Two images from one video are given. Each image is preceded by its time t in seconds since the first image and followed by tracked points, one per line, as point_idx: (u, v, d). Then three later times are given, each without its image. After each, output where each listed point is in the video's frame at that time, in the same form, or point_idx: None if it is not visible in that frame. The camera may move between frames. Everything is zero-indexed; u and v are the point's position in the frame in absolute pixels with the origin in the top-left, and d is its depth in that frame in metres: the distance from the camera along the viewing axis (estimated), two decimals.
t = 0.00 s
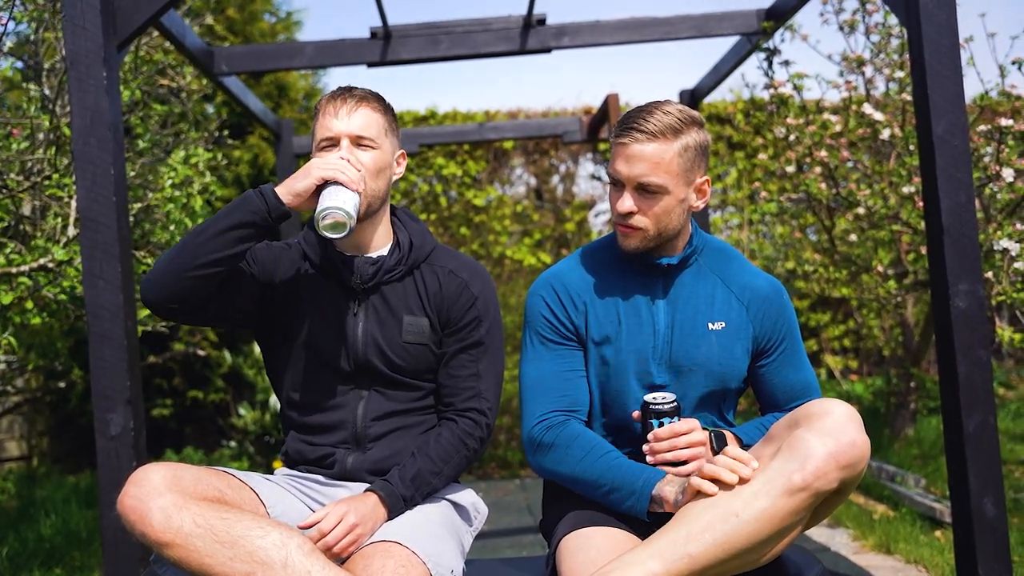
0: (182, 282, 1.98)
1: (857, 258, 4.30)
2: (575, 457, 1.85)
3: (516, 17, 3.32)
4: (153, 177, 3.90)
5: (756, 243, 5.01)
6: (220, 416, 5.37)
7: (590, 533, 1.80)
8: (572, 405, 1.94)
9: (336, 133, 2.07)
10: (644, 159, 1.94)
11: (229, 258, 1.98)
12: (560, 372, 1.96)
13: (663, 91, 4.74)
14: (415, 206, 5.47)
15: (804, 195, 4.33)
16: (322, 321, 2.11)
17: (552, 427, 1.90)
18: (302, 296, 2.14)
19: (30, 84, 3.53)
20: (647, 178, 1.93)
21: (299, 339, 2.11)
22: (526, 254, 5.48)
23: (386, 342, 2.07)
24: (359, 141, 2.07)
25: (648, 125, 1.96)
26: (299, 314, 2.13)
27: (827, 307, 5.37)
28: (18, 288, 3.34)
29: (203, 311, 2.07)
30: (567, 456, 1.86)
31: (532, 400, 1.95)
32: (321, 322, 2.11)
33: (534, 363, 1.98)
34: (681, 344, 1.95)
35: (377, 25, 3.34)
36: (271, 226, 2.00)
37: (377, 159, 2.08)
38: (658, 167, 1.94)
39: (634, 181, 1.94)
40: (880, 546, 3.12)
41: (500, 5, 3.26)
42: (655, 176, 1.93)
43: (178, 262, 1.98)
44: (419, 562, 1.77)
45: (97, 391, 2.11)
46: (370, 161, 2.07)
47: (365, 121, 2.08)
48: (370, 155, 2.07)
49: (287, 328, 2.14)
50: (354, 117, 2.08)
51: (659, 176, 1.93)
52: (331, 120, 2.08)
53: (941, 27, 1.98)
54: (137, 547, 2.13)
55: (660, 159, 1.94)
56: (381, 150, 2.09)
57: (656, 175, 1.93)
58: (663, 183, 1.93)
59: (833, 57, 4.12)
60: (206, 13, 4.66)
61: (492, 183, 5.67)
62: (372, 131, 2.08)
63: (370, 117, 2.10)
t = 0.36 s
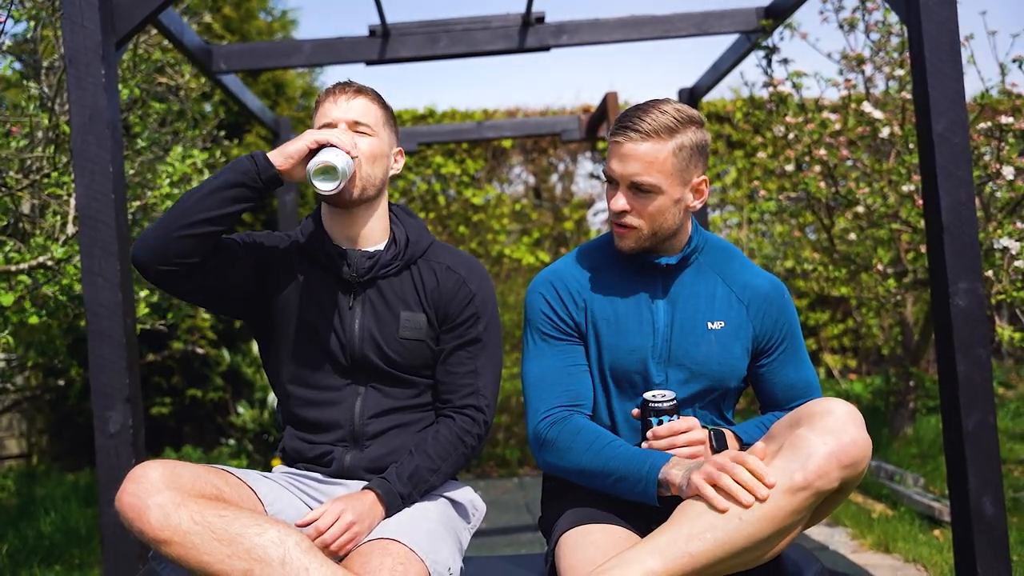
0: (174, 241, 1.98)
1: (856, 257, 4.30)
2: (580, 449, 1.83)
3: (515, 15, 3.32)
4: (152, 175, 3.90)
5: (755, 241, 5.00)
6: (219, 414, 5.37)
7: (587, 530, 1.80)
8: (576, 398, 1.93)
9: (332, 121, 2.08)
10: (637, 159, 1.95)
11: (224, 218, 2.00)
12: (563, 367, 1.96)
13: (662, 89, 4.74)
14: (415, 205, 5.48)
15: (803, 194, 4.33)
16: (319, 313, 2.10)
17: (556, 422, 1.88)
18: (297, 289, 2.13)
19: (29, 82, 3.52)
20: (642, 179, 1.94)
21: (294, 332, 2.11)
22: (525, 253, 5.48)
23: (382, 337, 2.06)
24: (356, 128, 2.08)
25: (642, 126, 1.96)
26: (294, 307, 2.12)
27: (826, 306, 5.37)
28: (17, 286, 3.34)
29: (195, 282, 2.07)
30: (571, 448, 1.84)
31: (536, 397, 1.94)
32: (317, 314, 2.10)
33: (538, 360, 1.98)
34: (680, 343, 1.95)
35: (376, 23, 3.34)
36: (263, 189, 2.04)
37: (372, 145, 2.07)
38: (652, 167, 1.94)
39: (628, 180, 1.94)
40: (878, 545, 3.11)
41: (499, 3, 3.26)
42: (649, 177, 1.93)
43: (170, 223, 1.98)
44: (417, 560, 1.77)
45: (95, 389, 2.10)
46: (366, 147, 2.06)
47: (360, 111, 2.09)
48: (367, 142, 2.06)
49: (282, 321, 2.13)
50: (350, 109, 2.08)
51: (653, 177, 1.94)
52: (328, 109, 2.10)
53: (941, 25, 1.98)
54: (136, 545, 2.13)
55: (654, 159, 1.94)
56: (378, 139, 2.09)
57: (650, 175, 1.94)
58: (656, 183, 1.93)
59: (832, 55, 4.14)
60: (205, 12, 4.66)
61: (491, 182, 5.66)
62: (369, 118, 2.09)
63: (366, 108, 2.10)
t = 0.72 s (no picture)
0: (170, 249, 1.98)
1: (857, 258, 4.30)
2: (574, 452, 1.81)
3: (515, 17, 3.32)
4: (153, 178, 3.90)
5: (756, 243, 5.00)
6: (220, 416, 5.37)
7: (588, 534, 1.80)
8: (577, 403, 1.92)
9: (331, 124, 2.08)
10: (631, 157, 1.96)
11: (222, 223, 2.00)
12: (563, 370, 1.96)
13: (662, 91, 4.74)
14: (415, 207, 5.49)
15: (804, 195, 4.33)
16: (318, 316, 2.10)
17: (552, 426, 1.88)
18: (297, 291, 2.13)
19: (30, 86, 3.53)
20: (633, 176, 1.95)
21: (293, 334, 2.11)
22: (526, 255, 5.49)
23: (381, 339, 2.06)
24: (355, 131, 2.07)
25: (639, 123, 1.98)
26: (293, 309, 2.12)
27: (827, 307, 5.37)
28: (19, 289, 3.35)
29: (195, 287, 2.07)
30: (567, 452, 1.82)
31: (537, 400, 1.94)
32: (317, 318, 2.10)
33: (536, 364, 1.99)
34: (685, 343, 1.95)
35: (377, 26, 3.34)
36: (262, 194, 2.04)
37: (371, 148, 2.07)
38: (645, 165, 1.95)
39: (622, 176, 1.95)
40: (880, 547, 3.11)
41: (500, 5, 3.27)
42: (642, 174, 1.94)
43: (167, 230, 1.99)
44: (418, 564, 1.77)
45: (97, 392, 2.10)
46: (365, 151, 2.06)
47: (359, 113, 2.09)
48: (365, 146, 2.06)
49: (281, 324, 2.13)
50: (349, 111, 2.09)
51: (645, 174, 1.94)
52: (328, 111, 2.10)
53: (941, 28, 1.98)
54: (137, 548, 2.13)
55: (648, 157, 1.95)
56: (377, 142, 2.09)
57: (643, 173, 1.94)
58: (649, 181, 1.94)
59: (833, 57, 4.11)
60: (206, 14, 4.67)
61: (491, 184, 5.66)
62: (368, 120, 2.09)
63: (365, 110, 2.10)
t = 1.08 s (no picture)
0: (164, 304, 1.99)
1: (856, 259, 4.30)
2: (547, 457, 1.81)
3: (513, 20, 3.33)
4: (151, 182, 3.90)
5: (755, 244, 5.00)
6: (219, 419, 5.37)
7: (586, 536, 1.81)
8: (561, 402, 1.91)
9: (324, 143, 2.07)
10: (628, 151, 1.97)
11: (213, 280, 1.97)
12: (556, 369, 1.95)
13: (661, 93, 4.74)
14: (414, 210, 5.49)
15: (803, 196, 4.33)
16: (314, 322, 2.10)
17: (537, 424, 1.88)
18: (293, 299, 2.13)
19: (29, 90, 3.53)
20: (627, 169, 1.96)
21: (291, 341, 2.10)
22: (525, 257, 5.49)
23: (378, 342, 2.06)
24: (347, 151, 2.07)
25: (637, 121, 2.00)
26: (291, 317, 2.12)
27: (827, 308, 5.36)
28: (18, 293, 3.36)
29: (191, 326, 2.08)
30: (542, 456, 1.82)
31: (527, 397, 1.94)
32: (312, 323, 2.10)
33: (531, 361, 1.98)
34: (684, 343, 1.95)
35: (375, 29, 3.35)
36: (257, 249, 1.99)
37: (365, 169, 2.08)
38: (641, 159, 1.96)
39: (616, 172, 1.97)
40: (880, 549, 3.11)
41: (498, 8, 3.26)
42: (637, 168, 1.95)
43: (160, 284, 1.97)
44: (419, 565, 1.77)
45: (95, 396, 2.10)
46: (357, 171, 2.07)
47: (351, 130, 2.08)
48: (356, 166, 2.07)
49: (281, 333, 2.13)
50: (340, 127, 2.07)
51: (640, 168, 1.96)
52: (319, 129, 2.08)
53: (939, 29, 1.98)
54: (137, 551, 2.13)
55: (645, 152, 1.97)
56: (369, 160, 2.09)
57: (638, 167, 1.95)
58: (642, 176, 1.95)
59: (831, 58, 4.08)
60: (204, 18, 4.67)
61: (491, 186, 5.66)
62: (359, 138, 2.08)
63: (358, 127, 2.09)
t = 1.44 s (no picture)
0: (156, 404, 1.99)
1: (856, 262, 4.30)
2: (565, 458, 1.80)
3: (512, 24, 3.33)
4: (152, 187, 3.91)
5: (755, 248, 5.00)
6: (220, 424, 5.37)
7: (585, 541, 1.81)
8: (567, 398, 1.90)
9: (331, 168, 2.00)
10: (618, 162, 1.98)
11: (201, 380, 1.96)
12: (559, 367, 1.95)
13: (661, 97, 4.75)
14: (415, 214, 5.51)
15: (802, 200, 4.33)
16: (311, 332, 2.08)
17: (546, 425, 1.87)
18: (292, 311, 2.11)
19: (30, 96, 3.54)
20: (620, 180, 1.97)
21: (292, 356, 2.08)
22: (526, 261, 5.51)
23: (377, 347, 2.06)
24: (354, 176, 2.01)
25: (625, 131, 2.01)
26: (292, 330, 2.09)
27: (827, 311, 5.36)
28: (19, 299, 3.37)
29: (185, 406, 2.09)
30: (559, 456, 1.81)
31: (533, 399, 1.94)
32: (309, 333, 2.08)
33: (535, 362, 1.99)
34: (679, 348, 1.95)
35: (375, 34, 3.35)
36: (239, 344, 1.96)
37: (373, 192, 2.04)
38: (631, 169, 1.97)
39: (608, 182, 1.98)
40: (881, 552, 3.10)
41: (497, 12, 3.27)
42: (626, 178, 1.96)
43: (148, 387, 1.97)
44: (418, 570, 1.78)
45: (95, 402, 2.11)
46: (367, 195, 2.03)
47: (358, 154, 2.02)
48: (366, 189, 2.03)
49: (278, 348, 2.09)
50: (348, 152, 2.01)
51: (630, 178, 1.96)
52: (327, 156, 2.00)
53: (937, 34, 1.98)
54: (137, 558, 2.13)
55: (635, 161, 1.97)
56: (375, 182, 2.05)
57: (626, 177, 1.96)
58: (633, 186, 1.96)
59: (830, 63, 4.14)
60: (204, 23, 4.68)
61: (491, 190, 5.67)
62: (368, 163, 2.03)
63: (363, 150, 2.03)
